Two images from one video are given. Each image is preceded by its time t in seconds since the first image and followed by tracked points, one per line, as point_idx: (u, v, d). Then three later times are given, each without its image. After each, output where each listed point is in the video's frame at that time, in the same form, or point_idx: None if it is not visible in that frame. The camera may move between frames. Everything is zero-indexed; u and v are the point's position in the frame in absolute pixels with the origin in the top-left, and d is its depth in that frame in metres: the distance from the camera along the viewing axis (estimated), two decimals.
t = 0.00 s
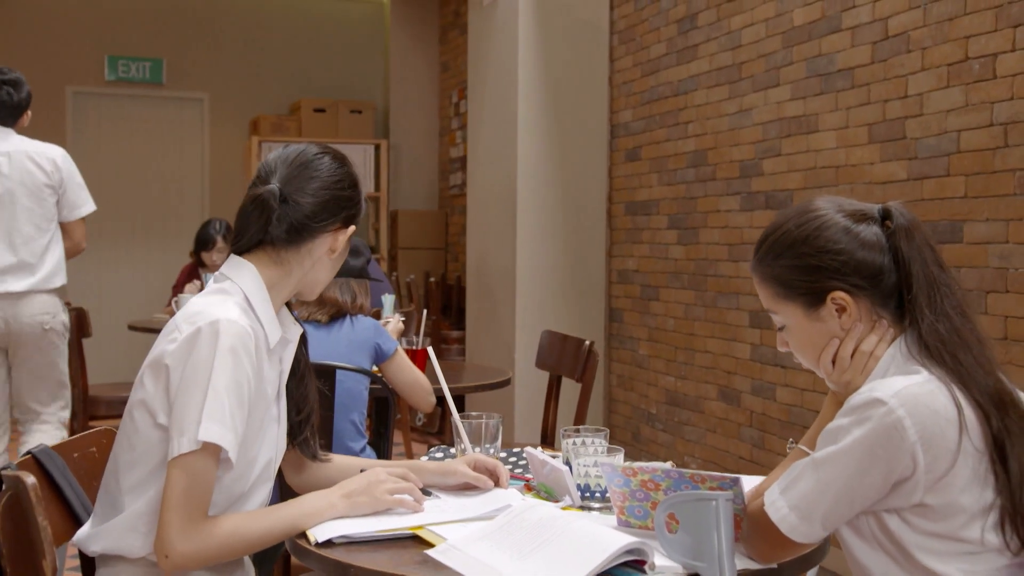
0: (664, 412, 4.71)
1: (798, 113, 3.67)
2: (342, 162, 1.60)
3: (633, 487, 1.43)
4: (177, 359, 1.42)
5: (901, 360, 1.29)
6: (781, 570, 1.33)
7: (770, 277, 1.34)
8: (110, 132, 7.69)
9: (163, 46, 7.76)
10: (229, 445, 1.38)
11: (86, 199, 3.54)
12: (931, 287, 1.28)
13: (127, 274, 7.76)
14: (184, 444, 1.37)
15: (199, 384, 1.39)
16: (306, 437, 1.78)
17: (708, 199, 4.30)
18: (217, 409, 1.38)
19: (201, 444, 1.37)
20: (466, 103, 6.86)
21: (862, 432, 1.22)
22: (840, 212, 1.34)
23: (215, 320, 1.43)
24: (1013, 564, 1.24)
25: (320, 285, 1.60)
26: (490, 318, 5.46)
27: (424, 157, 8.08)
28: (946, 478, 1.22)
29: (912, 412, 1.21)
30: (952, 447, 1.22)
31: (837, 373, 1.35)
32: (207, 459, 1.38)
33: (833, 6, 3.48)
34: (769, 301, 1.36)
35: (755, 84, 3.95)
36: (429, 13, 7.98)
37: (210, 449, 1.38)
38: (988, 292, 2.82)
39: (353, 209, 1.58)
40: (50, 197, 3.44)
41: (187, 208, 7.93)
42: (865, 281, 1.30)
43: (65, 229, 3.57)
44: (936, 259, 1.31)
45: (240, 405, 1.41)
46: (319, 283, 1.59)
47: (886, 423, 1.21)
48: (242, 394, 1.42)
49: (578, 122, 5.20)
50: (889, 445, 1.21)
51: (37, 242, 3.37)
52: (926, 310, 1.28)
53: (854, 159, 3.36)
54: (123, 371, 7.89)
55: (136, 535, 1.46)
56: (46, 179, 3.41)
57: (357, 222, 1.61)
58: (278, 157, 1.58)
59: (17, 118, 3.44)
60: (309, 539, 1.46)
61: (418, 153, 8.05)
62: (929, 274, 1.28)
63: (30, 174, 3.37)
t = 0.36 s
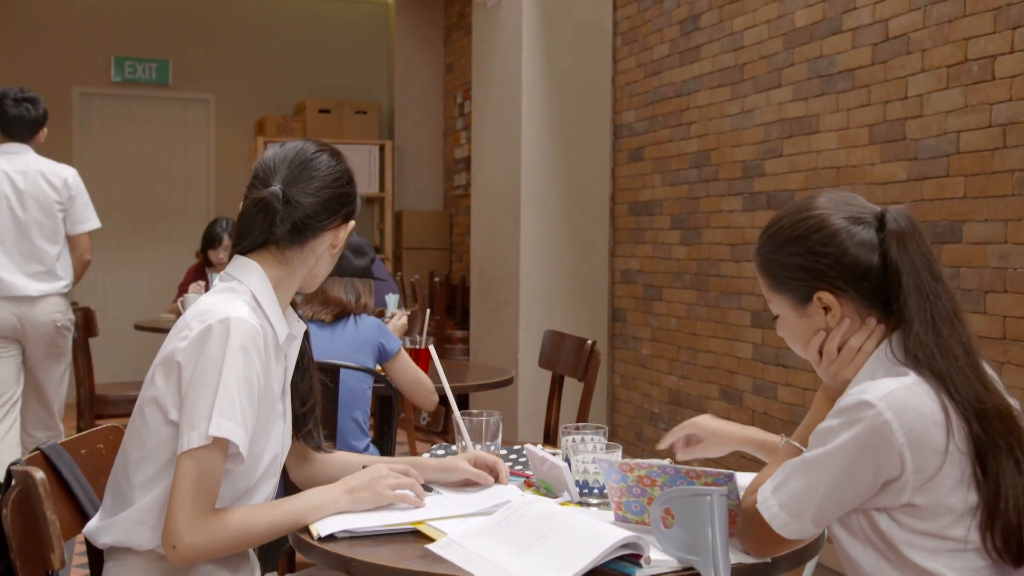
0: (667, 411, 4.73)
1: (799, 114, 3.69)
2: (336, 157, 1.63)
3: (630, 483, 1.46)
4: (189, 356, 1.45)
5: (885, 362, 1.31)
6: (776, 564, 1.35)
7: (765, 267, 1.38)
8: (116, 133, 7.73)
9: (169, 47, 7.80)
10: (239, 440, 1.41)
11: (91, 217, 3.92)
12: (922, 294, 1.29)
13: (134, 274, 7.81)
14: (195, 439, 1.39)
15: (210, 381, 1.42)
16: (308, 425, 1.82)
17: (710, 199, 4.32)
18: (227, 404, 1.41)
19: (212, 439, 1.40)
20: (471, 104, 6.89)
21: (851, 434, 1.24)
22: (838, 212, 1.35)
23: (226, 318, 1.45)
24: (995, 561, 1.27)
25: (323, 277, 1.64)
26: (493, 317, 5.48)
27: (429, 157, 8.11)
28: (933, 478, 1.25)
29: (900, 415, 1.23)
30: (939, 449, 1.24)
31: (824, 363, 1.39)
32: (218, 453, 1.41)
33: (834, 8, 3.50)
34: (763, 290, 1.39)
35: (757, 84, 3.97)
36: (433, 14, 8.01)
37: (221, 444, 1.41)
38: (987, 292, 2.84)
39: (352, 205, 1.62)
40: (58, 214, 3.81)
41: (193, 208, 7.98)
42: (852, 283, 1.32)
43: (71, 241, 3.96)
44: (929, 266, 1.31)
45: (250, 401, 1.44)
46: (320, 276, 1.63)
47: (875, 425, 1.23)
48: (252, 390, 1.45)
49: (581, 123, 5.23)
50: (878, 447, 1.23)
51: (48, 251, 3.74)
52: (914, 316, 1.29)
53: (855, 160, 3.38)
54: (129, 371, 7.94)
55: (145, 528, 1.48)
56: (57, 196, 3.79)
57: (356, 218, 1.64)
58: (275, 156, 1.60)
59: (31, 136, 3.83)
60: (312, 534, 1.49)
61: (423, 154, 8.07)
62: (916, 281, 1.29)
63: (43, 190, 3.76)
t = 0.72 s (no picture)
0: (670, 410, 4.75)
1: (801, 115, 3.71)
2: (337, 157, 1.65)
3: (628, 479, 1.48)
4: (193, 354, 1.47)
5: (882, 359, 1.32)
6: (772, 559, 1.37)
7: (764, 266, 1.38)
8: (122, 133, 7.77)
9: (175, 48, 7.84)
10: (242, 436, 1.44)
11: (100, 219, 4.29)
12: (924, 288, 1.32)
13: (140, 274, 7.85)
14: (199, 435, 1.42)
15: (214, 378, 1.45)
16: (311, 423, 1.85)
17: (713, 199, 4.34)
18: (230, 401, 1.43)
19: (215, 435, 1.42)
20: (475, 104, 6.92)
21: (845, 434, 1.27)
22: (838, 208, 1.37)
23: (229, 317, 1.48)
24: (986, 557, 1.29)
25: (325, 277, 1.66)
26: (497, 316, 5.51)
27: (433, 157, 8.13)
28: (925, 476, 1.27)
29: (892, 415, 1.25)
30: (932, 447, 1.26)
31: (822, 363, 1.39)
32: (222, 449, 1.44)
33: (835, 9, 3.52)
34: (762, 289, 1.40)
35: (759, 85, 3.99)
36: (438, 15, 8.03)
37: (224, 440, 1.44)
38: (986, 291, 2.86)
39: (353, 205, 1.64)
40: (70, 212, 4.17)
41: (198, 208, 8.01)
42: (856, 279, 1.33)
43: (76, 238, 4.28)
44: (929, 261, 1.34)
45: (254, 398, 1.47)
46: (322, 274, 1.65)
47: (868, 425, 1.25)
48: (255, 387, 1.48)
49: (585, 123, 5.25)
50: (871, 446, 1.25)
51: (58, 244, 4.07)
52: (915, 309, 1.31)
53: (856, 160, 3.39)
54: (135, 370, 7.98)
55: (152, 523, 1.51)
56: (73, 197, 4.16)
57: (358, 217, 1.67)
58: (277, 157, 1.62)
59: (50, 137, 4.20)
60: (315, 529, 1.52)
61: (428, 154, 8.10)
62: (920, 273, 1.32)
63: (61, 189, 4.11)
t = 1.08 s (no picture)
0: (671, 408, 4.77)
1: (801, 114, 3.73)
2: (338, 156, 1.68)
3: (624, 474, 1.50)
4: (200, 350, 1.50)
5: (874, 355, 1.35)
6: (766, 552, 1.40)
7: (757, 267, 1.41)
8: (127, 133, 7.81)
9: (180, 48, 7.87)
10: (247, 433, 1.46)
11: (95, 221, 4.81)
12: (910, 285, 1.34)
13: (144, 273, 7.89)
14: (204, 431, 1.45)
15: (220, 374, 1.48)
16: (311, 420, 1.88)
17: (714, 198, 4.36)
18: (235, 398, 1.46)
19: (221, 432, 1.45)
20: (477, 103, 6.95)
21: (832, 427, 1.30)
22: (827, 209, 1.40)
23: (235, 314, 1.51)
24: (971, 550, 1.31)
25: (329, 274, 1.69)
26: (499, 315, 5.54)
27: (437, 157, 8.16)
28: (910, 470, 1.29)
29: (878, 410, 1.27)
30: (917, 443, 1.28)
31: (813, 361, 1.41)
32: (227, 445, 1.47)
33: (835, 9, 3.54)
34: (754, 290, 1.42)
35: (760, 85, 4.01)
36: (441, 14, 8.06)
37: (229, 436, 1.46)
38: (984, 289, 2.88)
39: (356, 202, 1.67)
40: (73, 216, 4.68)
41: (203, 207, 8.05)
42: (846, 277, 1.36)
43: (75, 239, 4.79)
44: (916, 259, 1.37)
45: (259, 395, 1.50)
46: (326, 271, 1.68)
47: (853, 420, 1.28)
48: (260, 385, 1.50)
49: (586, 122, 5.27)
50: (857, 439, 1.28)
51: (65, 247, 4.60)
52: (902, 306, 1.34)
53: (856, 160, 3.41)
54: (140, 369, 8.01)
55: (158, 517, 1.53)
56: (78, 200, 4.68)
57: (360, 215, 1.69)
58: (279, 156, 1.64)
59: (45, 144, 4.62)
60: (317, 523, 1.54)
61: (431, 153, 8.13)
62: (908, 270, 1.34)
63: (66, 196, 4.62)
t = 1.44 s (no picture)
0: (672, 406, 4.79)
1: (801, 114, 3.75)
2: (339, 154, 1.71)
3: (619, 468, 1.53)
4: (201, 348, 1.53)
5: (858, 353, 1.38)
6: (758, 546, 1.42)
7: (740, 271, 1.43)
8: (131, 132, 7.84)
9: (183, 47, 7.91)
10: (248, 428, 1.49)
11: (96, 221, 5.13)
12: (887, 283, 1.37)
13: (148, 272, 7.93)
14: (205, 428, 1.48)
15: (221, 372, 1.50)
16: (311, 420, 1.91)
17: (714, 197, 4.38)
18: (236, 395, 1.49)
19: (222, 428, 1.48)
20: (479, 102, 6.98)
21: (820, 425, 1.32)
22: (806, 211, 1.42)
23: (235, 313, 1.53)
24: (957, 543, 1.34)
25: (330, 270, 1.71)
26: (501, 313, 5.56)
27: (439, 156, 8.18)
28: (897, 466, 1.32)
29: (865, 408, 1.30)
30: (903, 439, 1.31)
31: (802, 361, 1.44)
32: (228, 441, 1.49)
33: (834, 9, 3.56)
34: (740, 293, 1.45)
35: (759, 85, 4.03)
36: (443, 14, 8.08)
37: (231, 432, 1.49)
38: (980, 287, 2.90)
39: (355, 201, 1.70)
40: (78, 216, 5.01)
41: (206, 206, 8.08)
42: (824, 278, 1.38)
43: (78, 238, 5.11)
44: (892, 258, 1.39)
45: (259, 392, 1.52)
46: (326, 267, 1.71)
47: (841, 417, 1.31)
48: (260, 381, 1.53)
49: (587, 121, 5.29)
50: (845, 437, 1.31)
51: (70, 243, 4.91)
52: (882, 304, 1.36)
53: (854, 159, 3.43)
54: (143, 367, 8.04)
55: (161, 512, 1.56)
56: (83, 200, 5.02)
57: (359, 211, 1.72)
58: (279, 156, 1.66)
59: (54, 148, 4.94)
60: (317, 517, 1.57)
61: (434, 152, 8.15)
62: (882, 268, 1.37)
63: (73, 196, 4.95)
